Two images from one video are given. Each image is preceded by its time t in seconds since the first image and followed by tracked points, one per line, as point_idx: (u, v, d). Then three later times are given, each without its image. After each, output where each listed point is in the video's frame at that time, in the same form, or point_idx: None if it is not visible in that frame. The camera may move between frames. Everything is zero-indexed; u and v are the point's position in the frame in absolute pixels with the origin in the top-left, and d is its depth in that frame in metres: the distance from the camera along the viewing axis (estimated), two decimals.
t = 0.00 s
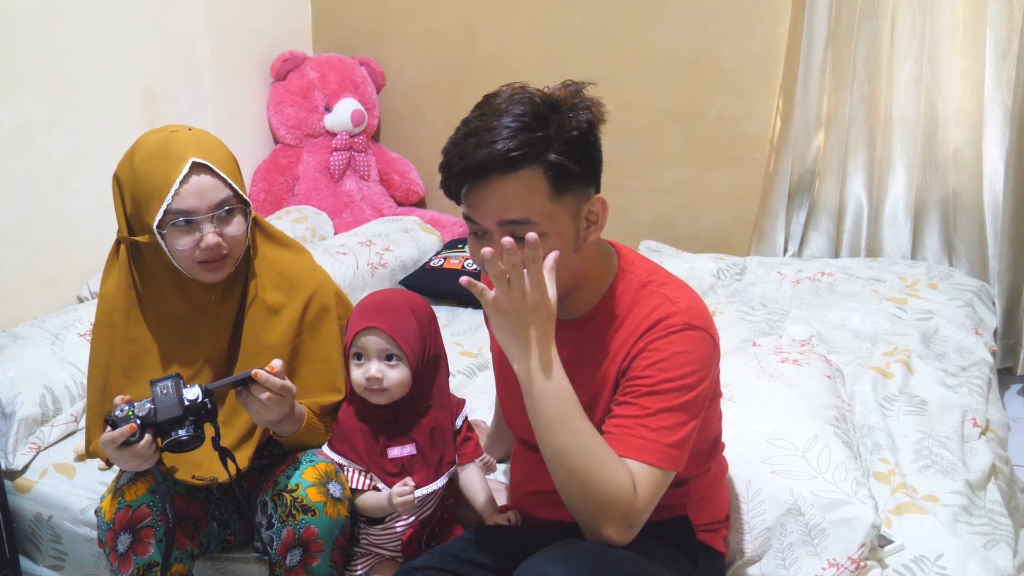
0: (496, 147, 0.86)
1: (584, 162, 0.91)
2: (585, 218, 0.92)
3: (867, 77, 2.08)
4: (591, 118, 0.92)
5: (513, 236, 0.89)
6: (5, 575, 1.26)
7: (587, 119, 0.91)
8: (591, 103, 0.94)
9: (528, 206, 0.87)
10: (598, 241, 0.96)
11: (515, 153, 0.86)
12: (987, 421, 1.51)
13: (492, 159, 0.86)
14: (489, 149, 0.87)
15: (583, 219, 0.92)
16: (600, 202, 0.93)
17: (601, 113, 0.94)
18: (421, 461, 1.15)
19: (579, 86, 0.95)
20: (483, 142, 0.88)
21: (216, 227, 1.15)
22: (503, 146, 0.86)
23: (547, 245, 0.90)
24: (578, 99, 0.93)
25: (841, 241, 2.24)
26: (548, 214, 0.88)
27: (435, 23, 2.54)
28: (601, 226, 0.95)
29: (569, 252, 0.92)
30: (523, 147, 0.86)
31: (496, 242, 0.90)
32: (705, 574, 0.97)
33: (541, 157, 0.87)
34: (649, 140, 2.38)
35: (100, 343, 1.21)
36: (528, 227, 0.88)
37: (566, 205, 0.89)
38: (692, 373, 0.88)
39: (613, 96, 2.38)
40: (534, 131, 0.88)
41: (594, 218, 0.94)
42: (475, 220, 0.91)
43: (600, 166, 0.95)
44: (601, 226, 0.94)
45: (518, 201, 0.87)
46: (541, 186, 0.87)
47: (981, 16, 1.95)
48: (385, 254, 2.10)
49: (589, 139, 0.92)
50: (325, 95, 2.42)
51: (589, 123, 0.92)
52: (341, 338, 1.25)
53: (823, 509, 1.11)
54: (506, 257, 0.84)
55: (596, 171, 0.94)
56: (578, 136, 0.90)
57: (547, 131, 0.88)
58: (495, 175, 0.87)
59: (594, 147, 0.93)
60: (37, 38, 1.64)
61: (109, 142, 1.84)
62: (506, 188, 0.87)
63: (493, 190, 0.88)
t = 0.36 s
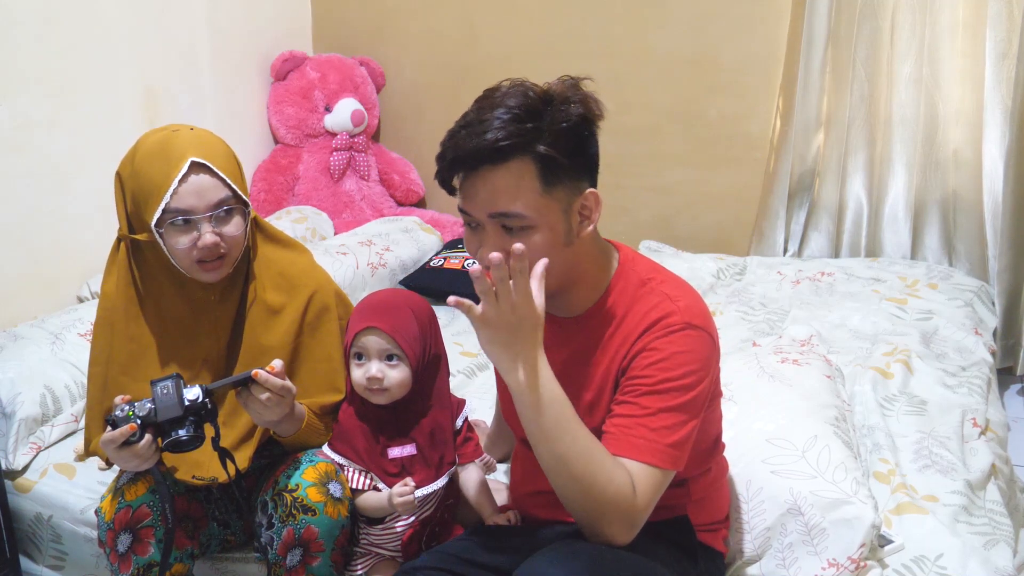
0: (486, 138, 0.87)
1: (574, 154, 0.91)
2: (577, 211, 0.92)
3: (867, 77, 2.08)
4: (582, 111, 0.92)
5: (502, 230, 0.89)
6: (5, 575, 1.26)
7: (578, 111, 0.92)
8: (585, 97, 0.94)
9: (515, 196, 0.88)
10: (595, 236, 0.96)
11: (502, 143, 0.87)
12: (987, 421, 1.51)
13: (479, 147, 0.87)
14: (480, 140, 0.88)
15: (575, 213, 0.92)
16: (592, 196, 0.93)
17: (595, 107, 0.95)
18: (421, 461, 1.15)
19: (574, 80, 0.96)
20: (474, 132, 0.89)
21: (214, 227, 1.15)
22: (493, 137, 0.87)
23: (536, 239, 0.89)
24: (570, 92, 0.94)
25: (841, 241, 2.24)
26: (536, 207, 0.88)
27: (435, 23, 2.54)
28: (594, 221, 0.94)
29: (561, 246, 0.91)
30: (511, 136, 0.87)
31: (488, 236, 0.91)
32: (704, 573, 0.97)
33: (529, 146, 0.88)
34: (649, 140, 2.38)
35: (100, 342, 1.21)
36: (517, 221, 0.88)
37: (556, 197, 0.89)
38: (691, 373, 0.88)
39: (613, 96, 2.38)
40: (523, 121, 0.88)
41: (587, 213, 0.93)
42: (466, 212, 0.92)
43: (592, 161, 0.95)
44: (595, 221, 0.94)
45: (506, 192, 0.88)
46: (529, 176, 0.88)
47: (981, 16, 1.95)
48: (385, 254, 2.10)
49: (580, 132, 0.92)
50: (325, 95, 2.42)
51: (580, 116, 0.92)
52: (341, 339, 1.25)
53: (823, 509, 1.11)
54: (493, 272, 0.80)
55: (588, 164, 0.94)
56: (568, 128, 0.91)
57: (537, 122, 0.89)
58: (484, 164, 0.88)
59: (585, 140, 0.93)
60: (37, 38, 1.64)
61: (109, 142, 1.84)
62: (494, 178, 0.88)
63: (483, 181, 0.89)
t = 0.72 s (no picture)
0: (473, 116, 0.94)
1: (558, 138, 0.95)
2: (565, 196, 0.94)
3: (867, 77, 2.08)
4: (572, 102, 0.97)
5: (489, 209, 0.92)
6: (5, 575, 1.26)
7: (567, 100, 0.97)
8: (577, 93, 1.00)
9: (497, 170, 0.92)
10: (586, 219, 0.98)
11: (487, 118, 0.93)
12: (987, 421, 1.51)
13: (466, 121, 0.94)
14: (467, 118, 0.94)
15: (562, 197, 0.94)
16: (579, 183, 0.95)
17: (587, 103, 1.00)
18: (421, 461, 1.15)
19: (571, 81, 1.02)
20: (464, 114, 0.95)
21: (214, 227, 1.15)
22: (479, 114, 0.93)
23: (519, 215, 0.91)
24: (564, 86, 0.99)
25: (841, 241, 2.24)
26: (519, 181, 0.91)
27: (435, 23, 2.54)
28: (582, 207, 0.96)
29: (546, 226, 0.92)
30: (496, 113, 0.93)
31: (476, 216, 0.93)
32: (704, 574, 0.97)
33: (514, 125, 0.93)
34: (649, 140, 2.38)
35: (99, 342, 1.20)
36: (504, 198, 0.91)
37: (539, 175, 0.92)
38: (698, 341, 0.87)
39: (613, 96, 2.38)
40: (510, 103, 0.95)
41: (575, 201, 0.95)
42: (456, 194, 0.96)
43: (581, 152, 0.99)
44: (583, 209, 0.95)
45: (490, 167, 0.92)
46: (511, 151, 0.92)
47: (981, 16, 1.95)
48: (385, 254, 2.10)
49: (568, 121, 0.97)
50: (325, 95, 2.42)
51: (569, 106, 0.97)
52: (341, 340, 1.26)
53: (823, 509, 1.11)
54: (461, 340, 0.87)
55: (576, 153, 0.98)
56: (554, 115, 0.96)
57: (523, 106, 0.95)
58: (470, 139, 0.94)
59: (573, 131, 0.98)
60: (37, 38, 1.64)
61: (109, 142, 1.84)
62: (479, 154, 0.94)
63: (469, 159, 0.94)
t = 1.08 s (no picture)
0: (474, 110, 0.95)
1: (560, 132, 0.96)
2: (565, 189, 0.93)
3: (867, 77, 2.08)
4: (573, 99, 0.99)
5: (490, 202, 0.92)
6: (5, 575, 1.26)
7: (568, 96, 0.98)
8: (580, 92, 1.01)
9: (497, 160, 0.92)
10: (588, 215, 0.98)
11: (488, 111, 0.95)
12: (987, 421, 1.51)
13: (467, 115, 0.95)
14: (469, 112, 0.95)
15: (562, 190, 0.93)
16: (579, 176, 0.94)
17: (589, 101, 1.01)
18: (421, 461, 1.15)
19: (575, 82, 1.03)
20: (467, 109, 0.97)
21: (210, 229, 1.15)
22: (480, 109, 0.95)
23: (519, 207, 0.91)
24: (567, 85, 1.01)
25: (841, 241, 2.24)
26: (517, 173, 0.91)
27: (435, 23, 2.54)
28: (583, 201, 0.94)
29: (546, 218, 0.91)
30: (497, 106, 0.95)
31: (478, 210, 0.93)
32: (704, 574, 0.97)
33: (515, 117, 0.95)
34: (649, 140, 2.38)
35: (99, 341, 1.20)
36: (503, 190, 0.90)
37: (539, 166, 0.93)
38: (695, 351, 0.87)
39: (613, 96, 2.38)
40: (511, 98, 0.96)
41: (576, 195, 0.94)
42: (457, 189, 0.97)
43: (584, 149, 0.99)
44: (584, 203, 0.94)
45: (490, 160, 0.93)
46: (511, 142, 0.93)
47: (981, 16, 1.95)
48: (384, 254, 2.10)
49: (570, 117, 0.98)
50: (325, 95, 2.42)
51: (569, 102, 0.98)
52: (341, 339, 1.26)
53: (823, 510, 1.11)
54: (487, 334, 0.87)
55: (578, 150, 0.98)
56: (556, 110, 0.97)
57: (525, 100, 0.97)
58: (471, 133, 0.96)
59: (577, 129, 0.98)
60: (37, 38, 1.64)
61: (109, 143, 1.84)
62: (480, 148, 0.95)
63: (470, 154, 0.96)
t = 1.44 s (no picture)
0: (466, 111, 0.96)
1: (553, 127, 0.97)
2: (561, 184, 0.93)
3: (867, 77, 2.08)
4: (564, 93, 0.99)
5: (487, 201, 0.92)
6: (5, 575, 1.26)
7: (559, 90, 0.99)
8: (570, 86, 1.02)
9: (492, 159, 0.92)
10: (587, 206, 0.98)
11: (481, 110, 0.95)
12: (987, 421, 1.51)
13: (460, 115, 0.96)
14: (461, 114, 0.96)
15: (559, 185, 0.92)
16: (575, 169, 0.93)
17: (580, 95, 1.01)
18: (421, 462, 1.15)
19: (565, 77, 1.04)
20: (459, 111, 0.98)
21: (216, 223, 1.15)
22: (472, 109, 0.95)
23: (517, 204, 0.90)
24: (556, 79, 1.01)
25: (841, 241, 2.24)
26: (513, 170, 0.91)
27: (435, 23, 2.54)
28: (580, 194, 0.94)
29: (545, 213, 0.91)
30: (489, 105, 0.96)
31: (476, 210, 0.93)
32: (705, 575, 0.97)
33: (508, 115, 0.95)
34: (649, 140, 2.38)
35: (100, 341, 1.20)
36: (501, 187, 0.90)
37: (534, 163, 0.92)
38: (710, 338, 0.88)
39: (613, 96, 2.38)
40: (502, 96, 0.97)
41: (573, 188, 0.94)
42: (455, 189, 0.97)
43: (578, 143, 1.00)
44: (581, 196, 0.94)
45: (485, 159, 0.93)
46: (505, 139, 0.93)
47: (981, 16, 1.95)
48: (385, 255, 2.10)
49: (562, 111, 0.98)
50: (325, 95, 2.42)
51: (560, 96, 0.98)
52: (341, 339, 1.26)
53: (823, 511, 1.11)
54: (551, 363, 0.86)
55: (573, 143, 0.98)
56: (547, 105, 0.98)
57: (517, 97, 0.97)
58: (465, 133, 0.96)
59: (570, 122, 0.99)
60: (37, 38, 1.64)
61: (110, 143, 1.84)
62: (475, 147, 0.95)
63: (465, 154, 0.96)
